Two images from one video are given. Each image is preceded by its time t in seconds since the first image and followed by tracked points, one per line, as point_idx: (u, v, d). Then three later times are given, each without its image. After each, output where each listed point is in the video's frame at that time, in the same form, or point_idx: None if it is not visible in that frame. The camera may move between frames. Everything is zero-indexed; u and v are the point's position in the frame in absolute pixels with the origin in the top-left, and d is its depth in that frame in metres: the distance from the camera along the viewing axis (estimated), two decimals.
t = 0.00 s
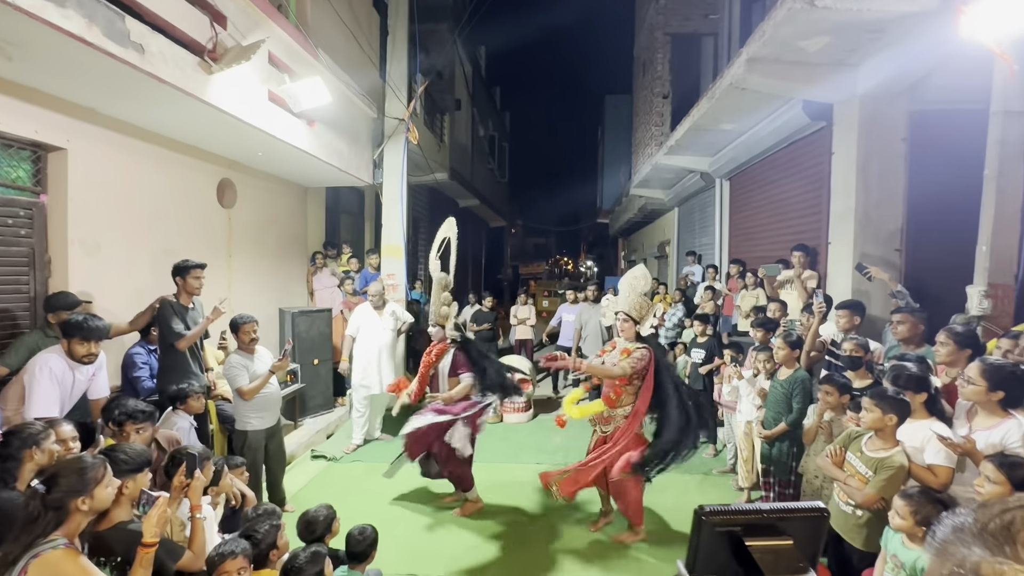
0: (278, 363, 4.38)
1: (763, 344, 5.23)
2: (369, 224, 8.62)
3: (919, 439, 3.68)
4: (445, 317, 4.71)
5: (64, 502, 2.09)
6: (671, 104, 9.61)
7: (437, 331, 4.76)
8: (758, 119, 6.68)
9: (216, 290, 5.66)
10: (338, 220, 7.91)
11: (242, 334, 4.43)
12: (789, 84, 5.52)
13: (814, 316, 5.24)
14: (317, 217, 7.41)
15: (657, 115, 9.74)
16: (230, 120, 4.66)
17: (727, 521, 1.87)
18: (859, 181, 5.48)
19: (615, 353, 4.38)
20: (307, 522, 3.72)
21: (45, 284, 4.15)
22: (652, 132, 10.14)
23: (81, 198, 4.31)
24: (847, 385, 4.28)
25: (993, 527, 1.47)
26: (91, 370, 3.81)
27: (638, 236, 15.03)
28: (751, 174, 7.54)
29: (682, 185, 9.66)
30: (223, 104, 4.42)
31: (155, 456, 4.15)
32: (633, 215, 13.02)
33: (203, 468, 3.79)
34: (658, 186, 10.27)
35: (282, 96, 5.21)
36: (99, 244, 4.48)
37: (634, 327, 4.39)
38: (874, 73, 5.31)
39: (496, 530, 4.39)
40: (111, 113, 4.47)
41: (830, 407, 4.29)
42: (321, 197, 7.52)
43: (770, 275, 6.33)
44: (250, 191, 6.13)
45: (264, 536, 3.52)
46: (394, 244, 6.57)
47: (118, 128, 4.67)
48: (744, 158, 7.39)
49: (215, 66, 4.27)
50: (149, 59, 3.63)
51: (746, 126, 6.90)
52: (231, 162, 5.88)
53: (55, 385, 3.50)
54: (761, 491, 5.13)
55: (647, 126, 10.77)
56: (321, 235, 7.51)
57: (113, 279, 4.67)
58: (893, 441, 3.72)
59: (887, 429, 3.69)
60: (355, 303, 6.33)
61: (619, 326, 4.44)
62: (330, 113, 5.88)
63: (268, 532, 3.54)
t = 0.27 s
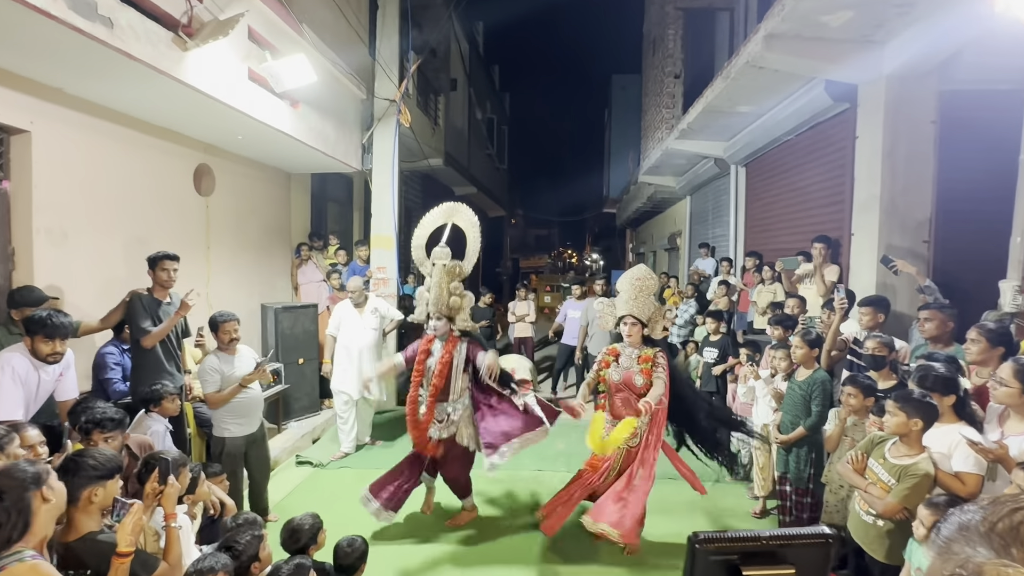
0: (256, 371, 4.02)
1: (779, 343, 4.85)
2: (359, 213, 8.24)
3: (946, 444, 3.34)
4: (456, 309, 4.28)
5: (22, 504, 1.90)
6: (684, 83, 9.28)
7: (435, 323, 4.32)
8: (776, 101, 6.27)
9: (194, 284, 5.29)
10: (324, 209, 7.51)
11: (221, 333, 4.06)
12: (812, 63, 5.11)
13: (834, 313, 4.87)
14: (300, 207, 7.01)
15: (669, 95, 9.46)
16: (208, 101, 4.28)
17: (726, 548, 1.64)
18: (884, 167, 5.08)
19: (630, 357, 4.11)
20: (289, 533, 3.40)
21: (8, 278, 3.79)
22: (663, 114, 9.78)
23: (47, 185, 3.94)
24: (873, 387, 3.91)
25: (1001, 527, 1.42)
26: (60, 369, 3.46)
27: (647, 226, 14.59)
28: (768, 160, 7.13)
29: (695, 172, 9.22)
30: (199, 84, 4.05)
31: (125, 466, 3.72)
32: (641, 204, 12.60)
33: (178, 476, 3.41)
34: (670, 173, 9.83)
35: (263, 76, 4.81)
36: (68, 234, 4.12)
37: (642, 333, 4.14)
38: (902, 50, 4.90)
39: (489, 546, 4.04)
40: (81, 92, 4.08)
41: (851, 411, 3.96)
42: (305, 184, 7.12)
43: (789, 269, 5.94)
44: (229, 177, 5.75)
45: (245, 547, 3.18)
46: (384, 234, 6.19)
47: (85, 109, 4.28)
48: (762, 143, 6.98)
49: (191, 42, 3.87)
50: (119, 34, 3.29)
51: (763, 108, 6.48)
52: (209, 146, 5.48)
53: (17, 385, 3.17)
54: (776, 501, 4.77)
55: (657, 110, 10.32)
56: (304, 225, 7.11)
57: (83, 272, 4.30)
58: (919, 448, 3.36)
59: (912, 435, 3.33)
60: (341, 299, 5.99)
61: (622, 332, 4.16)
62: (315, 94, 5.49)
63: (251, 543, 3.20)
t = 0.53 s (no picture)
0: (213, 388, 3.64)
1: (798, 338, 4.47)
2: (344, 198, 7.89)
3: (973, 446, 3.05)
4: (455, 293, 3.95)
5: None
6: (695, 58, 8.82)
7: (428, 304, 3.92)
8: (797, 78, 5.87)
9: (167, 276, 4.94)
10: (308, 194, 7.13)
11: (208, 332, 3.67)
12: (836, 37, 4.73)
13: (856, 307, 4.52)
14: (281, 193, 6.65)
15: (680, 73, 9.02)
16: (181, 77, 3.91)
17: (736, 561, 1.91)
18: (911, 149, 4.70)
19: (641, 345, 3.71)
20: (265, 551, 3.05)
21: None
22: (674, 92, 9.33)
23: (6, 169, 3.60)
24: (895, 384, 3.54)
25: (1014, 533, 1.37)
26: (22, 368, 3.18)
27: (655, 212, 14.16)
28: (787, 142, 6.73)
29: (706, 154, 8.80)
30: (171, 59, 3.68)
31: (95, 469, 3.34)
32: (648, 190, 12.18)
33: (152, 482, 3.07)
34: (680, 156, 9.42)
35: (242, 50, 4.39)
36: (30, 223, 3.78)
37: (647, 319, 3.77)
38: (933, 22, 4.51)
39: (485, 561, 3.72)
40: (44, 68, 3.73)
41: (872, 410, 3.56)
42: (287, 168, 6.75)
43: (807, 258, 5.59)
44: (205, 161, 5.38)
45: (225, 557, 2.84)
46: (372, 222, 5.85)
47: (48, 85, 3.89)
48: (780, 124, 6.59)
49: (161, 12, 3.51)
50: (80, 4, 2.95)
51: (781, 86, 6.09)
52: (183, 126, 5.11)
53: None
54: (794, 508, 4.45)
55: (668, 89, 9.87)
56: (286, 212, 6.74)
57: (51, 264, 3.97)
58: (948, 450, 3.02)
59: (938, 436, 2.98)
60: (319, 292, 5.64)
61: (627, 318, 3.80)
62: (297, 70, 5.10)
63: (232, 551, 2.87)
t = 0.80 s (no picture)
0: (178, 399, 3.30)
1: (806, 330, 4.23)
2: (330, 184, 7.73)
3: (993, 438, 2.74)
4: (448, 304, 3.79)
5: None
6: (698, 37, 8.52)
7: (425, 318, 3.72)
8: (808, 56, 5.62)
9: (143, 266, 4.71)
10: (290, 179, 6.91)
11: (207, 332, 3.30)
12: (850, 11, 4.48)
13: (867, 295, 4.32)
14: (264, 179, 6.39)
15: (684, 51, 8.57)
16: (152, 51, 3.63)
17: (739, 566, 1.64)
18: (927, 131, 4.46)
19: (645, 338, 3.50)
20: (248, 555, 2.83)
21: None
22: (675, 73, 9.05)
23: None
24: (907, 374, 3.24)
25: None
26: None
27: (655, 198, 13.91)
28: (796, 124, 6.49)
29: (710, 138, 8.54)
30: (143, 31, 3.41)
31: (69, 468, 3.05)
32: (648, 176, 11.93)
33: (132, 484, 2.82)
34: (682, 139, 9.16)
35: (220, 25, 4.10)
36: None
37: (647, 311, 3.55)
38: None
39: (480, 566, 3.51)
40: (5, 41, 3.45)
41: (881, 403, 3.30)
42: (270, 152, 6.49)
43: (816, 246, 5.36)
44: (180, 143, 5.10)
45: (209, 562, 2.59)
46: (360, 208, 5.68)
47: (11, 61, 3.60)
48: (787, 105, 6.35)
49: None
50: None
51: (789, 64, 5.83)
52: (158, 106, 4.83)
53: None
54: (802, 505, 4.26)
55: (669, 69, 9.57)
56: (269, 198, 6.48)
57: (19, 254, 3.72)
58: (964, 442, 2.74)
59: (953, 429, 2.73)
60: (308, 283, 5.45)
61: (625, 311, 3.57)
62: (278, 46, 4.82)
63: (217, 554, 2.64)
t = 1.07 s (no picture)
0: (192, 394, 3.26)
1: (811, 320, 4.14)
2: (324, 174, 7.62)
3: (1002, 428, 2.67)
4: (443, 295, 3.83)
5: None
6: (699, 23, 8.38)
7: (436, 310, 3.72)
8: (813, 41, 5.50)
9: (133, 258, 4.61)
10: (282, 169, 6.80)
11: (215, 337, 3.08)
12: None
13: (874, 285, 4.24)
14: (256, 168, 6.28)
15: (683, 36, 8.50)
16: (141, 36, 3.51)
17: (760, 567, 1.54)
18: (934, 117, 4.37)
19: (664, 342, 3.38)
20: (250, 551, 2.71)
21: None
22: (675, 59, 8.92)
23: None
24: (913, 364, 3.16)
25: None
26: None
27: (654, 187, 13.81)
28: (799, 110, 6.38)
29: (711, 126, 8.42)
30: (129, 14, 3.30)
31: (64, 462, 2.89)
32: (647, 164, 11.82)
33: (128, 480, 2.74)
34: (682, 127, 9.05)
35: (210, 10, 3.99)
36: None
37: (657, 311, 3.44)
38: None
39: (480, 560, 3.45)
40: None
41: (888, 394, 3.23)
42: (261, 140, 6.37)
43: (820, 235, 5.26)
44: (169, 130, 4.98)
45: (207, 557, 2.43)
46: (355, 198, 5.59)
47: None
48: (791, 92, 6.24)
49: None
50: None
51: (793, 49, 5.72)
52: (146, 93, 4.71)
53: None
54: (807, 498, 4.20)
55: (669, 55, 9.43)
56: (262, 188, 6.37)
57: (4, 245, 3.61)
58: (972, 433, 2.65)
59: (962, 419, 2.62)
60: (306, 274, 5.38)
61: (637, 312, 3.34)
62: (270, 31, 4.71)
63: (216, 549, 2.48)
